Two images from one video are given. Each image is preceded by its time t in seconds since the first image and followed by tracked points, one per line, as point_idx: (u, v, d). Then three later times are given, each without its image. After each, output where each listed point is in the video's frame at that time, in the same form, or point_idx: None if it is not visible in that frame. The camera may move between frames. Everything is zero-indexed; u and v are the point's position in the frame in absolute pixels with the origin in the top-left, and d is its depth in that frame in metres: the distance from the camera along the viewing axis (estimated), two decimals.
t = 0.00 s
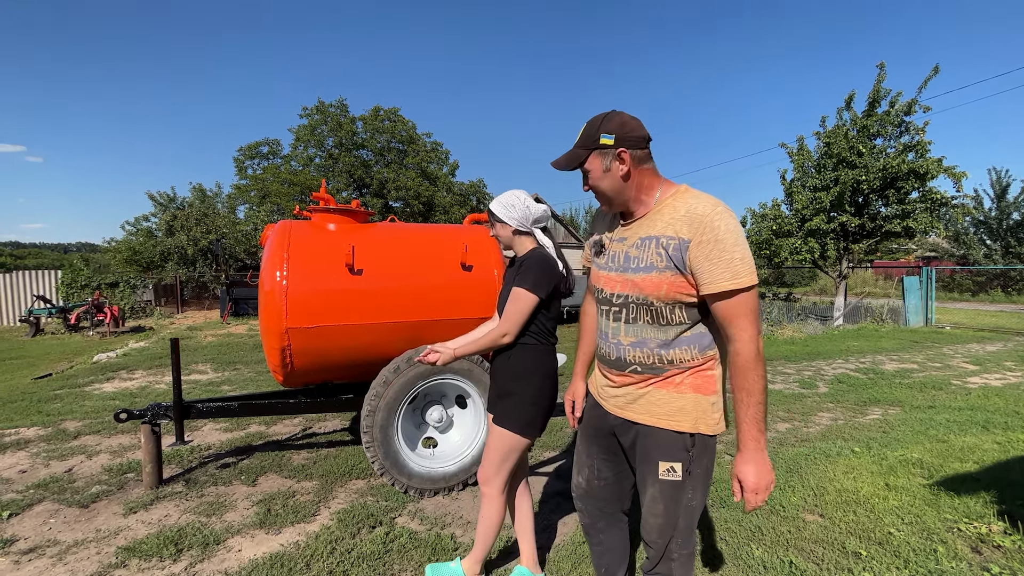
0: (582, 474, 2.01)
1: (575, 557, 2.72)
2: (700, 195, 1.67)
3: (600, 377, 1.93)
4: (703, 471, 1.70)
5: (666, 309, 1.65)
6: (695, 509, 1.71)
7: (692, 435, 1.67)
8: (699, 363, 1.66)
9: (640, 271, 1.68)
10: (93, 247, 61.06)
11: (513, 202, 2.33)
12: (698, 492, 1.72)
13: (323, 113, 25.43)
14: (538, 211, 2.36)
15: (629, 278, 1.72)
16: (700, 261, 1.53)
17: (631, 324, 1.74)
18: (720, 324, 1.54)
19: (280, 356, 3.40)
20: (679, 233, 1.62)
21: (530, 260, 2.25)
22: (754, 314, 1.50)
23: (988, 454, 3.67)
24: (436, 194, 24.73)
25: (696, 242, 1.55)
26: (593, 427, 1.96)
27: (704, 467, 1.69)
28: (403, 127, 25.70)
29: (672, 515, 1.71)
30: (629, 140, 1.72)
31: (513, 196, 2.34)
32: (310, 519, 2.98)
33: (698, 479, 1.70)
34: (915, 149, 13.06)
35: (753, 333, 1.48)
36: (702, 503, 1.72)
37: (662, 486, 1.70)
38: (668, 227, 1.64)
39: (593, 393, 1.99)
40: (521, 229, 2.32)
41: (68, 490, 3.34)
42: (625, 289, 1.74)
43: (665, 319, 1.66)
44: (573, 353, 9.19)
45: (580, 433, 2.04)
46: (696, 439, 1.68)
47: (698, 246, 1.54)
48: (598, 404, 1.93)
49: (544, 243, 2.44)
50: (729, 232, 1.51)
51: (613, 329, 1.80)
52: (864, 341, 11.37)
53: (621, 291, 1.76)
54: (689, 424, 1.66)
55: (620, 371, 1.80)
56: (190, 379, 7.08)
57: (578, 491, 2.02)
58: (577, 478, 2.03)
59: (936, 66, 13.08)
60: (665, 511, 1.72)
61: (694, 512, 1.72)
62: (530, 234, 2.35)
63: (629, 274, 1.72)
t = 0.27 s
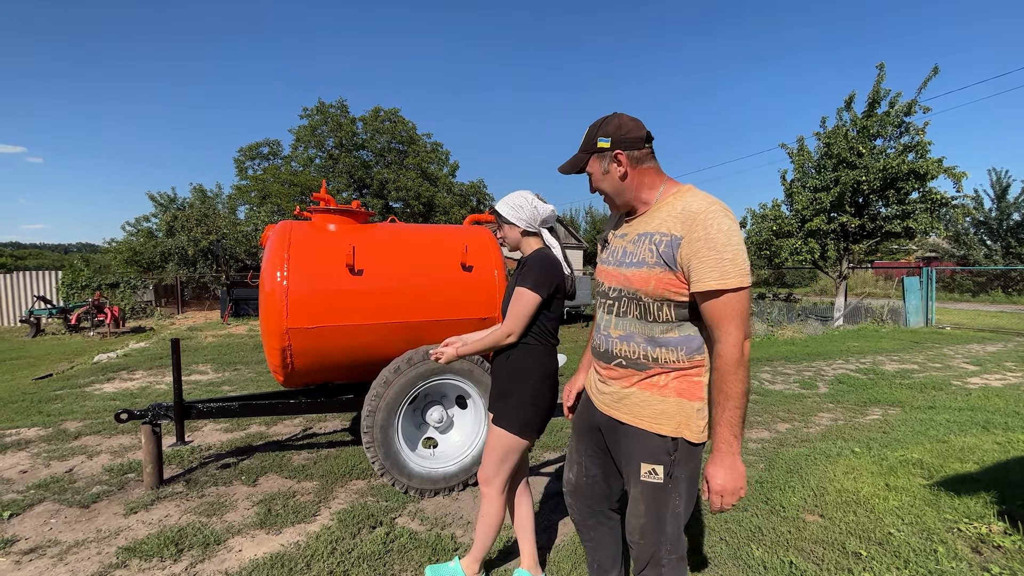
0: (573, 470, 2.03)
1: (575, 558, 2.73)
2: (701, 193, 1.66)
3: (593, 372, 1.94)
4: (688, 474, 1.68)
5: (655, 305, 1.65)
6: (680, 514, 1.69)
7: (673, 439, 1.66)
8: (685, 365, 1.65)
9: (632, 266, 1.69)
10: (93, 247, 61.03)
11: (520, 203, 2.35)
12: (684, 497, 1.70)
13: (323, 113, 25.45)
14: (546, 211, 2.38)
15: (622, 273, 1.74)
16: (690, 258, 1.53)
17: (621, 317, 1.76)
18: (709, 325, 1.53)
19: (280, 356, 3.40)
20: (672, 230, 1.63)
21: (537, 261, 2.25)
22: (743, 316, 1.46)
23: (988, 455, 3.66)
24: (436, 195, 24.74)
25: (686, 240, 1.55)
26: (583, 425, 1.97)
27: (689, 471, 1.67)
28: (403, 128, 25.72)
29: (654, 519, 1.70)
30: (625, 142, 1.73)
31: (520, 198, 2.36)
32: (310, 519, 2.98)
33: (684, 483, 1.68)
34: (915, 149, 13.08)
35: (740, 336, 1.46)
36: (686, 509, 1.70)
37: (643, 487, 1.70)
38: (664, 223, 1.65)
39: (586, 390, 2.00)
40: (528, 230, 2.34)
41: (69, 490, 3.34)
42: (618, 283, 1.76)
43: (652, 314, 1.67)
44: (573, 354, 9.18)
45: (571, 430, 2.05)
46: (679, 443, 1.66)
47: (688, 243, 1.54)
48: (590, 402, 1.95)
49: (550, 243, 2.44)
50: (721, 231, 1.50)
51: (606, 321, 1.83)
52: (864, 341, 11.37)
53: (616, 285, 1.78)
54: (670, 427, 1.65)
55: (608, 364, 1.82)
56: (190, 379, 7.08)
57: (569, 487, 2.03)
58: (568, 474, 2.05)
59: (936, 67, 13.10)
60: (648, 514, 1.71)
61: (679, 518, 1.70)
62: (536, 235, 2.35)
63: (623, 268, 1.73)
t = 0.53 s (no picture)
0: (568, 468, 2.02)
1: (575, 558, 2.73)
2: (705, 194, 1.65)
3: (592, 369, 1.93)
4: (683, 476, 1.68)
5: (651, 304, 1.65)
6: (675, 516, 1.68)
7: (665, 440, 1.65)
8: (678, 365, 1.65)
9: (630, 263, 1.70)
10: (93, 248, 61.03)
11: (533, 203, 2.34)
12: (679, 498, 1.70)
13: (323, 114, 25.47)
14: (557, 210, 2.39)
15: (622, 270, 1.74)
16: (683, 256, 1.53)
17: (619, 315, 1.76)
18: (693, 323, 1.52)
19: (280, 356, 3.41)
20: (672, 228, 1.63)
21: (550, 260, 2.25)
22: (727, 320, 1.45)
23: (988, 455, 3.66)
24: (436, 195, 24.75)
25: (682, 238, 1.56)
26: (580, 423, 1.97)
27: (683, 472, 1.67)
28: (403, 128, 25.72)
29: (650, 519, 1.69)
30: (632, 140, 1.72)
31: (534, 198, 2.36)
32: (310, 519, 2.98)
33: (679, 484, 1.68)
34: (916, 150, 13.08)
35: (717, 337, 1.45)
36: (681, 510, 1.69)
37: (638, 487, 1.70)
38: (664, 222, 1.65)
39: (584, 388, 2.00)
40: (541, 230, 2.34)
41: (69, 491, 3.34)
42: (618, 281, 1.76)
43: (647, 313, 1.67)
44: (573, 354, 9.19)
45: (568, 429, 2.04)
46: (672, 445, 1.65)
47: (684, 242, 1.54)
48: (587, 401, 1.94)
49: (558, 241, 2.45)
50: (718, 231, 1.49)
51: (605, 318, 1.83)
52: (864, 342, 11.38)
53: (616, 283, 1.78)
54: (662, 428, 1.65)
55: (605, 360, 1.82)
56: (190, 379, 7.09)
57: (564, 485, 2.03)
58: (563, 472, 2.04)
59: (936, 67, 13.10)
60: (643, 514, 1.71)
61: (675, 520, 1.71)
62: (546, 235, 2.37)
63: (623, 265, 1.74)
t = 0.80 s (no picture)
0: (565, 468, 2.02)
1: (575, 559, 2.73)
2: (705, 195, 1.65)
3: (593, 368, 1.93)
4: (682, 477, 1.67)
5: (651, 305, 1.65)
6: (674, 518, 1.68)
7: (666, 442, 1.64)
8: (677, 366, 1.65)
9: (631, 264, 1.70)
10: (93, 249, 61.03)
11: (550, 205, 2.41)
12: (678, 500, 1.69)
13: (324, 114, 25.49)
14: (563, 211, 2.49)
15: (623, 271, 1.74)
16: (683, 257, 1.53)
17: (619, 315, 1.76)
18: (693, 324, 1.52)
19: (281, 357, 3.41)
20: (672, 229, 1.63)
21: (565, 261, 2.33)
22: (727, 321, 1.45)
23: (989, 456, 3.66)
24: (436, 196, 24.77)
25: (681, 239, 1.56)
26: (579, 422, 1.97)
27: (681, 474, 1.66)
28: (403, 129, 25.74)
29: (649, 521, 1.69)
30: (633, 143, 1.72)
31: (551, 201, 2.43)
32: (311, 520, 2.98)
33: (677, 486, 1.67)
34: (916, 150, 13.08)
35: (717, 339, 1.45)
36: (681, 512, 1.68)
37: (638, 489, 1.70)
38: (664, 223, 1.64)
39: (584, 388, 2.00)
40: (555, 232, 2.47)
41: (70, 491, 3.34)
42: (619, 282, 1.76)
43: (646, 314, 1.67)
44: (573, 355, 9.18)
45: (566, 427, 2.04)
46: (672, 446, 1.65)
47: (683, 242, 1.54)
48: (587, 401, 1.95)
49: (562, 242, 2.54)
50: (717, 232, 1.49)
51: (606, 318, 1.83)
52: (864, 342, 11.37)
53: (617, 284, 1.78)
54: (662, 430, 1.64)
55: (604, 360, 1.82)
56: (191, 380, 7.09)
57: (560, 485, 2.03)
58: (559, 472, 2.04)
59: (936, 68, 13.11)
60: (642, 515, 1.71)
61: (674, 521, 1.69)
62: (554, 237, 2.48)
63: (624, 267, 1.74)
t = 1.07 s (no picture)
0: (554, 466, 2.01)
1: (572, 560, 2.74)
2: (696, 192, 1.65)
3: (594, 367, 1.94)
4: (684, 479, 1.67)
5: (648, 305, 1.65)
6: (676, 521, 1.66)
7: (668, 443, 1.64)
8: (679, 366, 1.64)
9: (629, 266, 1.71)
10: (93, 249, 61.01)
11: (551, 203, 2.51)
12: (679, 502, 1.68)
13: (324, 115, 25.51)
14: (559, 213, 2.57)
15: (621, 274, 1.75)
16: (676, 255, 1.53)
17: (619, 317, 1.77)
18: (693, 322, 1.51)
19: (281, 358, 3.41)
20: (666, 229, 1.64)
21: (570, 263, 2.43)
22: (728, 316, 1.44)
23: (989, 457, 3.65)
24: (436, 197, 24.78)
25: (674, 237, 1.56)
26: (575, 422, 1.97)
27: (684, 476, 1.66)
28: (403, 130, 25.76)
29: (650, 523, 1.68)
30: (623, 147, 1.73)
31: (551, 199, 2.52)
32: (311, 521, 2.98)
33: (678, 487, 1.66)
34: (916, 151, 13.08)
35: (721, 335, 1.43)
36: (683, 515, 1.67)
37: (639, 490, 1.71)
38: (657, 224, 1.65)
39: (586, 388, 2.01)
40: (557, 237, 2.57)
41: (70, 492, 3.35)
42: (618, 285, 1.77)
43: (645, 315, 1.67)
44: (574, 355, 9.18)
45: (559, 425, 2.04)
46: (674, 447, 1.65)
47: (675, 241, 1.55)
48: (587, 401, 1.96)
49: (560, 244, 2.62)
50: (709, 228, 1.49)
51: (607, 321, 1.84)
52: (864, 343, 11.36)
53: (617, 287, 1.79)
54: (665, 432, 1.64)
55: (606, 362, 1.83)
56: (191, 380, 7.10)
57: (548, 484, 2.01)
58: (547, 470, 2.03)
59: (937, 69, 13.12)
60: (642, 516, 1.71)
61: (675, 523, 1.68)
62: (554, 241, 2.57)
63: (622, 269, 1.75)
